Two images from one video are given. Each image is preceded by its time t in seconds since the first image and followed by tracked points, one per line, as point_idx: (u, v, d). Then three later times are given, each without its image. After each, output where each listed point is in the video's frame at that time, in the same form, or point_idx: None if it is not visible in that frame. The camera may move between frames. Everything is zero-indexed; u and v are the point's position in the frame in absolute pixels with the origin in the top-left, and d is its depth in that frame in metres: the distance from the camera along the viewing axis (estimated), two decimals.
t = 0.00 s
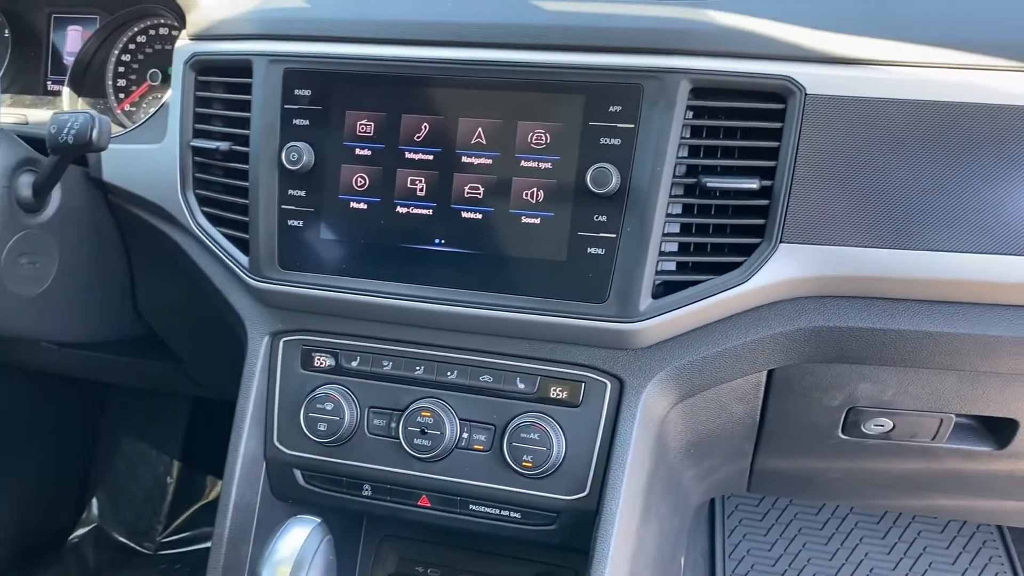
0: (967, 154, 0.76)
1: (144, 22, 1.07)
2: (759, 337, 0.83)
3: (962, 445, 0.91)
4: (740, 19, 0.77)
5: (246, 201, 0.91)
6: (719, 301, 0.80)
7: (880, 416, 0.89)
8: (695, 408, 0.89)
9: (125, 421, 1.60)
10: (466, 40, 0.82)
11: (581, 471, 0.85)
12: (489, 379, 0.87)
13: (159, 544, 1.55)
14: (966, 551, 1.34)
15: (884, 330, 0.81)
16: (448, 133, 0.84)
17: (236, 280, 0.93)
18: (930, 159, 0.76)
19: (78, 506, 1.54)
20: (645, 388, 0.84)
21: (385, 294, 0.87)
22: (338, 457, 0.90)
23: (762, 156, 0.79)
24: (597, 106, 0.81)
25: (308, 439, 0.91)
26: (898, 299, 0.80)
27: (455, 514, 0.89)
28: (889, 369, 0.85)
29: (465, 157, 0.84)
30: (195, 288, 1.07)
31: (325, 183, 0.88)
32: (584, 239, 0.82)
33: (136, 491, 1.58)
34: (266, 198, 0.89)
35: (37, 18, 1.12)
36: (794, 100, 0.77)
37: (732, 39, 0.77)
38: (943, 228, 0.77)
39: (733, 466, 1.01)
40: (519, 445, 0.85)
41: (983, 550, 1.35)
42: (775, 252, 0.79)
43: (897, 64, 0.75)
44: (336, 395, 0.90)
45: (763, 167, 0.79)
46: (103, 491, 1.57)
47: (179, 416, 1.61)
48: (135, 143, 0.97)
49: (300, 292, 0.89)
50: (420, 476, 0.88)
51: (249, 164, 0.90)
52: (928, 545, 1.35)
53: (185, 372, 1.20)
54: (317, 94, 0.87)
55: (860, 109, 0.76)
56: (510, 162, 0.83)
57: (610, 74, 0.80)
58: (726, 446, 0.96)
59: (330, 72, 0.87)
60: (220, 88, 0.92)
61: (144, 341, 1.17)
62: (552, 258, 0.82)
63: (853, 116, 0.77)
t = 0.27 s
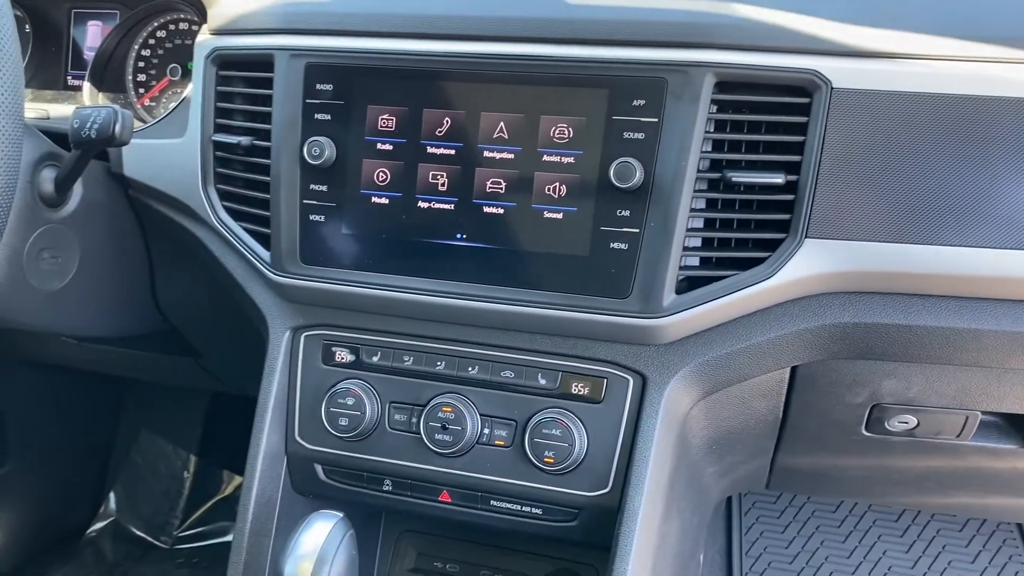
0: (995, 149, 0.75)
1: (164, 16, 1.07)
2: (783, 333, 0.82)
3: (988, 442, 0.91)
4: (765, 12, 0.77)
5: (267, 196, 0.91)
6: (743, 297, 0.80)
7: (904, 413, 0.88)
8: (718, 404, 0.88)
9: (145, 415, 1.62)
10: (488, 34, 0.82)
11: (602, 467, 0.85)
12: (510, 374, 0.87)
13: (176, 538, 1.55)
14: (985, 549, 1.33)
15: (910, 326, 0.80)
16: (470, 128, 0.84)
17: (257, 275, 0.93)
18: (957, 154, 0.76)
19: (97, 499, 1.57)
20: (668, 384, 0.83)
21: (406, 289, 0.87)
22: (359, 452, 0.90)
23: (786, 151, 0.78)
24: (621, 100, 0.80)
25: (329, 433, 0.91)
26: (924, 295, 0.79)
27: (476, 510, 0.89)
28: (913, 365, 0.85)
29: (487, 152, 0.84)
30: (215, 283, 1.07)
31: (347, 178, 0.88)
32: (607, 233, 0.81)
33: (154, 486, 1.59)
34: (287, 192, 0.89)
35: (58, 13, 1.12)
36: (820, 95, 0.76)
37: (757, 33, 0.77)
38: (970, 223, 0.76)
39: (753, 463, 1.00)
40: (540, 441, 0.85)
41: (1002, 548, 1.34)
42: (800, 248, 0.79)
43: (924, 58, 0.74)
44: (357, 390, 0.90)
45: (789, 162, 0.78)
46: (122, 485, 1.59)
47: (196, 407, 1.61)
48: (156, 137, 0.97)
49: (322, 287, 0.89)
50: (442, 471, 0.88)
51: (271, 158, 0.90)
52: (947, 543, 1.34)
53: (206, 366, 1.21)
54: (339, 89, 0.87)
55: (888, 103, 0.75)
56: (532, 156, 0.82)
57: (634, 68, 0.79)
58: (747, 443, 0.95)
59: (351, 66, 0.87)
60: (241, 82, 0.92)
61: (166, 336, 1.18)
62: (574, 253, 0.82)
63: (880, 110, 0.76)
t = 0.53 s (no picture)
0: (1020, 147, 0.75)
1: (183, 15, 1.07)
2: (805, 332, 0.82)
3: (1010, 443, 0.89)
4: (788, 10, 0.76)
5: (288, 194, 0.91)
6: (765, 296, 0.79)
7: (926, 413, 0.88)
8: (739, 404, 0.88)
9: (157, 411, 1.61)
10: (509, 32, 0.82)
11: (623, 467, 0.85)
12: (530, 373, 0.87)
13: (193, 534, 1.56)
14: (1004, 549, 1.32)
15: (933, 326, 0.80)
16: (491, 126, 0.84)
17: (277, 272, 0.93)
18: (982, 153, 0.75)
19: (114, 494, 1.58)
20: (689, 383, 0.83)
21: (426, 287, 0.87)
22: (378, 449, 0.91)
23: (809, 149, 0.78)
24: (643, 98, 0.80)
25: (349, 431, 0.91)
26: (948, 295, 0.79)
27: (495, 508, 0.89)
28: (936, 365, 0.84)
29: (508, 150, 0.83)
30: (235, 280, 1.08)
31: (367, 176, 0.88)
32: (629, 232, 0.81)
33: (169, 483, 1.60)
34: (308, 190, 0.89)
35: (78, 11, 1.12)
36: (843, 93, 0.76)
37: (780, 31, 0.76)
38: (996, 223, 0.76)
39: (772, 462, 1.00)
40: (560, 440, 0.85)
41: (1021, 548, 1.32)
42: (823, 247, 0.78)
43: (950, 56, 0.74)
44: (377, 388, 0.90)
45: (812, 161, 0.78)
46: (138, 480, 1.60)
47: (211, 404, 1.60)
48: (177, 135, 0.98)
49: (342, 285, 0.90)
50: (461, 469, 0.88)
51: (291, 156, 0.90)
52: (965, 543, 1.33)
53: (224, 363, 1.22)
54: (359, 87, 0.87)
55: (912, 102, 0.75)
56: (553, 155, 0.82)
57: (657, 66, 0.79)
58: (766, 442, 0.95)
59: (372, 65, 0.87)
60: (262, 80, 0.92)
61: (184, 333, 1.18)
62: (596, 251, 0.82)
63: (904, 108, 0.75)
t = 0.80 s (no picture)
0: None
1: (200, 13, 1.07)
2: (824, 332, 0.81)
3: None
4: (809, 9, 0.76)
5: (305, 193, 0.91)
6: (784, 296, 0.79)
7: (945, 415, 0.87)
8: (757, 405, 0.88)
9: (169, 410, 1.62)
10: (528, 31, 0.82)
11: (639, 467, 0.84)
12: (547, 373, 0.86)
13: (206, 530, 1.57)
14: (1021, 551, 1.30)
15: (954, 327, 0.79)
16: (509, 125, 0.84)
17: (293, 271, 0.93)
18: (1005, 153, 0.75)
19: (128, 492, 1.58)
20: (707, 384, 0.83)
21: (443, 286, 0.87)
22: (394, 448, 0.91)
23: (829, 149, 0.77)
24: (662, 97, 0.79)
25: (365, 430, 0.91)
26: (969, 296, 0.78)
27: (512, 507, 0.89)
28: (956, 367, 0.84)
29: (525, 149, 0.83)
30: (251, 278, 1.08)
31: (385, 175, 0.88)
32: (647, 232, 0.81)
33: (183, 479, 1.61)
34: (325, 189, 0.90)
35: (95, 10, 1.13)
36: (864, 92, 0.75)
37: (800, 31, 0.76)
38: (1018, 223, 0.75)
39: (788, 463, 1.00)
40: (577, 440, 0.85)
41: None
42: (843, 247, 0.78)
43: (973, 55, 0.73)
44: (393, 386, 0.90)
45: (832, 160, 0.77)
46: (152, 477, 1.61)
47: (226, 403, 1.61)
48: (194, 134, 0.98)
49: (359, 284, 0.90)
50: (477, 469, 0.88)
51: (309, 155, 0.90)
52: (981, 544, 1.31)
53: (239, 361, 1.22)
54: (377, 86, 0.87)
55: (934, 101, 0.74)
56: (571, 154, 0.82)
57: (676, 65, 0.78)
58: (783, 443, 0.95)
59: (390, 64, 0.86)
60: (279, 79, 0.92)
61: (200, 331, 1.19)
62: (614, 251, 0.82)
63: (926, 108, 0.75)
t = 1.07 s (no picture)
0: None
1: (218, 13, 1.08)
2: (845, 334, 0.81)
3: None
4: (831, 9, 0.76)
5: (324, 193, 0.91)
6: (805, 297, 0.79)
7: (966, 417, 0.87)
8: (777, 406, 0.87)
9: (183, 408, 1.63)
10: (548, 31, 0.82)
11: (658, 468, 0.84)
12: (565, 373, 0.86)
13: (221, 527, 1.57)
14: None
15: (976, 329, 0.79)
16: (528, 125, 0.84)
17: (312, 270, 0.94)
18: None
19: (142, 488, 1.59)
20: (726, 384, 0.83)
21: (462, 286, 0.87)
22: (412, 447, 0.91)
23: (850, 149, 0.77)
24: (682, 97, 0.79)
25: (383, 429, 0.91)
26: (992, 297, 0.78)
27: (529, 507, 0.89)
28: (978, 369, 0.83)
29: (544, 149, 0.83)
30: (268, 277, 1.08)
31: (404, 175, 0.88)
32: (667, 232, 0.81)
33: (198, 477, 1.61)
34: (344, 188, 0.90)
35: (114, 9, 1.13)
36: (886, 93, 0.75)
37: (822, 30, 0.75)
38: None
39: (806, 464, 0.99)
40: (596, 440, 0.84)
41: None
42: (864, 248, 0.77)
43: (997, 55, 0.73)
44: (411, 386, 0.90)
45: (853, 161, 0.77)
46: (168, 476, 1.61)
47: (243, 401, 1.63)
48: (213, 133, 0.98)
49: (378, 283, 0.90)
50: (495, 468, 0.88)
51: (328, 155, 0.91)
52: (999, 547, 1.30)
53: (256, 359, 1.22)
54: (396, 86, 0.87)
55: (958, 102, 0.74)
56: (591, 154, 0.82)
57: (697, 65, 0.78)
58: (802, 444, 0.94)
59: (409, 64, 0.87)
60: (298, 79, 0.93)
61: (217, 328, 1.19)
62: (633, 251, 0.81)
63: (949, 109, 0.74)
